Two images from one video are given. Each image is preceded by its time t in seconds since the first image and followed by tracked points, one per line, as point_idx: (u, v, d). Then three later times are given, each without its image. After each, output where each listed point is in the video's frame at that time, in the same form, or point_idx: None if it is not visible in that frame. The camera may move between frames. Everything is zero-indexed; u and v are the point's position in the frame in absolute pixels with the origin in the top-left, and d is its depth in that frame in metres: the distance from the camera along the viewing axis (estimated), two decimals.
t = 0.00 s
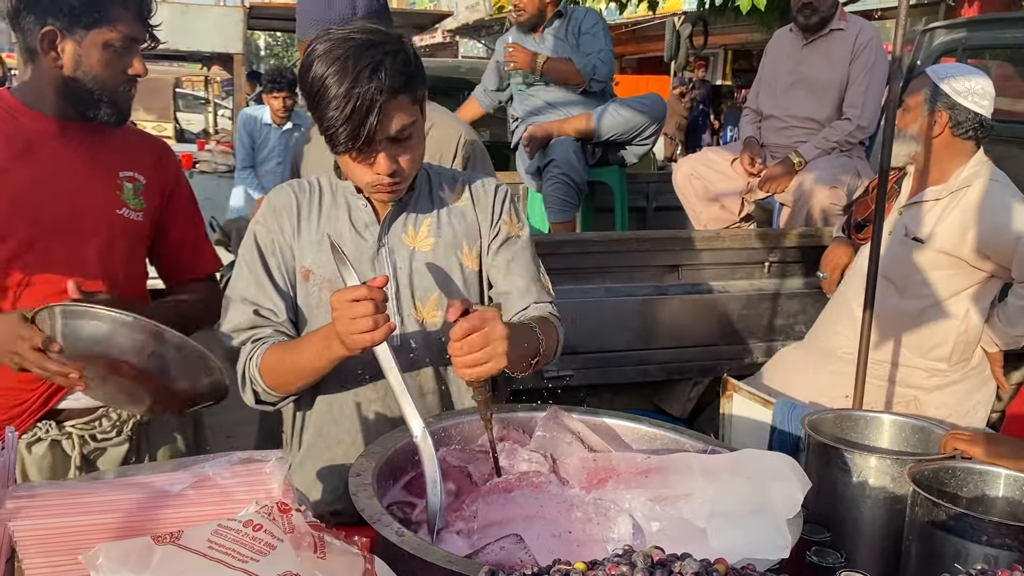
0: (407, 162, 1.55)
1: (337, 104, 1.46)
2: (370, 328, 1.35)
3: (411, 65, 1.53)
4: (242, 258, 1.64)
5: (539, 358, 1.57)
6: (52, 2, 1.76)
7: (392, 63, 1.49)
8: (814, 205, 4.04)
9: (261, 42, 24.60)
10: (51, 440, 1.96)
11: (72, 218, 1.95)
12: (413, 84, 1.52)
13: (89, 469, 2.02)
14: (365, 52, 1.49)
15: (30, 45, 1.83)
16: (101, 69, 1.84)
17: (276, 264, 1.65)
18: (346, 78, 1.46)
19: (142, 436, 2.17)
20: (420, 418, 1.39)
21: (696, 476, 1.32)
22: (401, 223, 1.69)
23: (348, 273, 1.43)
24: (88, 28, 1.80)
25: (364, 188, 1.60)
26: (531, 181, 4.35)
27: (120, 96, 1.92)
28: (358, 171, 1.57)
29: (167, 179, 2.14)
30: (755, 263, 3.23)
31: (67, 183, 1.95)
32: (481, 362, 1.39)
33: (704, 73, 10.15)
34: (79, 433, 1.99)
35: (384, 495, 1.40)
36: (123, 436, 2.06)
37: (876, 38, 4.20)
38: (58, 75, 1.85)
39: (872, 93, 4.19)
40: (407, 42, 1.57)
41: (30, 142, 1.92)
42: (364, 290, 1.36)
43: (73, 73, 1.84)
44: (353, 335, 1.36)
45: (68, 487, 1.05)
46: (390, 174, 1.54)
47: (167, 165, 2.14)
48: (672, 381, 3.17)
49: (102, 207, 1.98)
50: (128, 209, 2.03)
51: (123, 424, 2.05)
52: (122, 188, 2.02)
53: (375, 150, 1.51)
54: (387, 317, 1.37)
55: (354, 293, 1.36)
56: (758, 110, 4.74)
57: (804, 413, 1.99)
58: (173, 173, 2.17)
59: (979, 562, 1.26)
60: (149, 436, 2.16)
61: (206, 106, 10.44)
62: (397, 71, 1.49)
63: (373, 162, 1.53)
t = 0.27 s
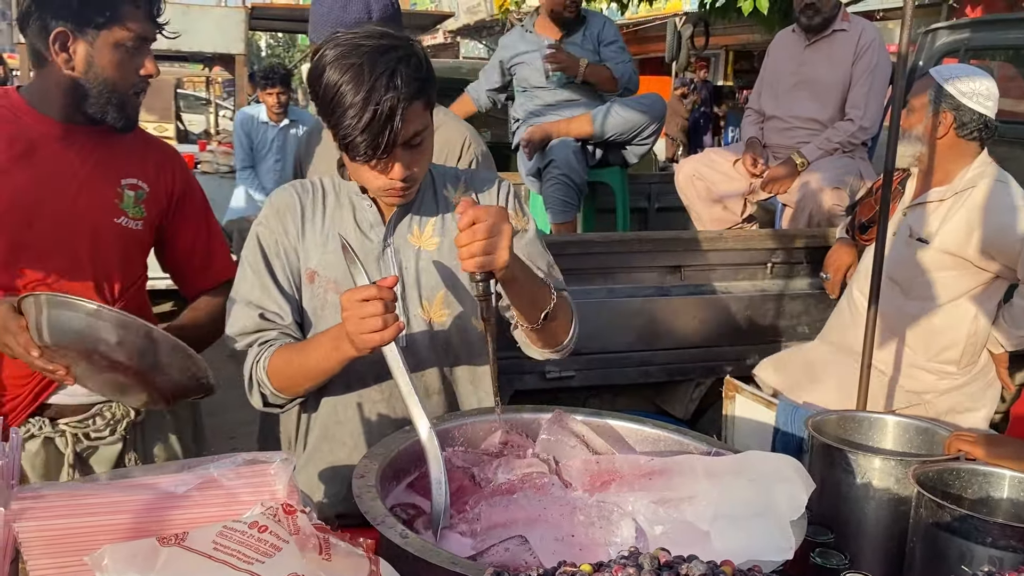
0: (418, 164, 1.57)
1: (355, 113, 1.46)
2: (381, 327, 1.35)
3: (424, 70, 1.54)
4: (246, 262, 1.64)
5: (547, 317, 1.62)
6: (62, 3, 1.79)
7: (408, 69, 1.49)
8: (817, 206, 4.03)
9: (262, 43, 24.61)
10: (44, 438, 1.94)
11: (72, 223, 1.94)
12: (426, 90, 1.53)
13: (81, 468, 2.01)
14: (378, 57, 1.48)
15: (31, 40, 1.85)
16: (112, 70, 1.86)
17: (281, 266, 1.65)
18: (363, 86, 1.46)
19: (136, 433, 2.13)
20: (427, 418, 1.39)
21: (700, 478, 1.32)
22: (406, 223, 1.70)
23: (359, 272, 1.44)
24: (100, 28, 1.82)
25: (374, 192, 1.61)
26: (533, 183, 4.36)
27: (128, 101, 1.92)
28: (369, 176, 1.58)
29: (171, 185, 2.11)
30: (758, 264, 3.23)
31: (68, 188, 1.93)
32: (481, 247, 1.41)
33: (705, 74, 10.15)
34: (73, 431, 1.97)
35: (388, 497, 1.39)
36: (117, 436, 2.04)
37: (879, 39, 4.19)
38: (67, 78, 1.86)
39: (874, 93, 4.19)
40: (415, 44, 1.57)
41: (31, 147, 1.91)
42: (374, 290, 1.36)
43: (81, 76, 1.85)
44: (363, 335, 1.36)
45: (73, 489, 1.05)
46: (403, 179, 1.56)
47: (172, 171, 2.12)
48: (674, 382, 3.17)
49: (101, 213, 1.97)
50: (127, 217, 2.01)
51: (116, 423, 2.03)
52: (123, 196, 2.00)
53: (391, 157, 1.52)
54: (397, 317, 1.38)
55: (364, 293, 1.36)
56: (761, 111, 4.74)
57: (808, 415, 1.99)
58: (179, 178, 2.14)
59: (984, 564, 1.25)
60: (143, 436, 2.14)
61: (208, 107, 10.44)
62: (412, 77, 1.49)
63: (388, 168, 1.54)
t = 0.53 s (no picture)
0: (427, 166, 1.57)
1: (363, 112, 1.46)
2: (380, 330, 1.35)
3: (433, 71, 1.54)
4: (250, 258, 1.64)
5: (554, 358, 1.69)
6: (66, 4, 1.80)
7: (418, 69, 1.50)
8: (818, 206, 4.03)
9: (263, 43, 24.63)
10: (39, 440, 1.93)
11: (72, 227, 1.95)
12: (435, 90, 1.53)
13: (73, 470, 2.01)
14: (388, 57, 1.48)
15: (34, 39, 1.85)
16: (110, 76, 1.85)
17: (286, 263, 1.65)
18: (371, 86, 1.46)
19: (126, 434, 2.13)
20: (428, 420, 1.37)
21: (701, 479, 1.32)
22: (416, 228, 1.69)
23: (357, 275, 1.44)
24: (103, 29, 1.82)
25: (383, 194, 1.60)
26: (535, 185, 4.36)
27: (131, 106, 1.91)
28: (377, 177, 1.57)
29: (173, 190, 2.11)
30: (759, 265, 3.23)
31: (69, 192, 1.94)
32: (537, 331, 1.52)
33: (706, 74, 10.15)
34: (65, 434, 1.95)
35: (389, 497, 1.39)
36: (108, 437, 2.04)
37: (881, 39, 4.19)
38: (69, 78, 1.87)
39: (876, 94, 4.18)
40: (423, 45, 1.58)
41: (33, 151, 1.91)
42: (375, 292, 1.36)
43: (82, 78, 1.85)
44: (362, 337, 1.36)
45: (75, 489, 1.05)
46: (412, 180, 1.55)
47: (176, 176, 2.12)
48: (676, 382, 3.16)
49: (101, 219, 1.97)
50: (128, 222, 2.01)
51: (107, 425, 2.03)
52: (125, 201, 2.00)
53: (399, 157, 1.52)
54: (396, 320, 1.37)
55: (364, 296, 1.36)
56: (762, 111, 4.73)
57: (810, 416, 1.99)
58: (183, 182, 2.14)
59: (987, 565, 1.25)
60: (134, 438, 2.14)
61: (208, 108, 10.44)
62: (421, 78, 1.50)
63: (397, 168, 1.53)
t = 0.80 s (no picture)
0: (468, 171, 1.58)
1: (421, 114, 1.47)
2: (384, 329, 1.35)
3: (488, 81, 1.57)
4: (263, 246, 1.63)
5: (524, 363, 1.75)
6: None
7: (477, 76, 1.52)
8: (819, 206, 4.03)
9: (263, 44, 24.65)
10: (63, 442, 1.94)
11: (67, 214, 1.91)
12: (489, 98, 1.56)
13: (103, 468, 2.01)
14: (450, 62, 1.50)
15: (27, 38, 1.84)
16: (83, 49, 1.82)
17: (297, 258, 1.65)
18: (432, 88, 1.47)
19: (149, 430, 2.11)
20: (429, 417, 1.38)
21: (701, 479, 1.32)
22: (434, 232, 1.71)
23: (362, 273, 1.44)
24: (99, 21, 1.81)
25: (420, 194, 1.60)
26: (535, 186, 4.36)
27: (109, 81, 1.88)
28: (419, 176, 1.58)
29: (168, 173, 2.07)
30: (759, 264, 3.23)
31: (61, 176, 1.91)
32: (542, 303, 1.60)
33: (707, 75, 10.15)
34: (92, 435, 1.97)
35: (389, 497, 1.39)
36: (135, 436, 2.04)
37: (882, 39, 4.18)
38: (43, 54, 1.83)
39: (877, 94, 4.18)
40: (476, 51, 1.60)
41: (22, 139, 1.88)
42: (377, 292, 1.36)
43: (63, 59, 1.82)
44: (366, 336, 1.36)
45: (74, 489, 1.05)
46: (456, 183, 1.56)
47: (169, 159, 2.08)
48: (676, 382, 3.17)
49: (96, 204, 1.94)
50: (123, 207, 1.97)
51: (134, 424, 2.03)
52: (119, 185, 1.97)
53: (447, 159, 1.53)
54: (400, 319, 1.37)
55: (368, 294, 1.36)
56: (763, 112, 4.73)
57: (810, 416, 1.99)
58: (178, 165, 2.10)
59: (986, 566, 1.25)
60: (159, 434, 2.14)
61: (208, 107, 10.44)
62: (479, 86, 1.52)
63: (443, 169, 1.54)
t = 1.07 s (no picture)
0: (489, 177, 1.59)
1: (452, 117, 1.48)
2: (387, 326, 1.35)
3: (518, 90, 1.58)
4: (275, 233, 1.64)
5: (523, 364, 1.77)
6: None
7: (510, 85, 1.53)
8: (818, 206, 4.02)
9: (264, 44, 24.67)
10: (82, 443, 1.95)
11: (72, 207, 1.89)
12: (518, 107, 1.56)
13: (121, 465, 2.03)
14: (483, 68, 1.51)
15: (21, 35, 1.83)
16: (74, 44, 1.82)
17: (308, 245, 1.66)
18: (463, 93, 1.48)
19: (166, 425, 2.11)
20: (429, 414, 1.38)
21: (699, 478, 1.32)
22: (445, 234, 1.71)
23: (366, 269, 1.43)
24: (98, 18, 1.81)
25: (439, 195, 1.61)
26: (536, 186, 4.36)
27: (101, 76, 1.88)
28: (441, 178, 1.58)
29: (165, 164, 2.08)
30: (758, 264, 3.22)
31: (63, 172, 1.89)
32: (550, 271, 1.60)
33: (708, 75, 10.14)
34: (110, 435, 1.98)
35: (386, 496, 1.39)
36: (151, 435, 2.05)
37: (882, 39, 4.17)
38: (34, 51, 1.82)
39: (877, 94, 4.18)
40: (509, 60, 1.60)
41: (22, 135, 1.86)
42: (383, 289, 1.35)
43: (56, 56, 1.81)
44: (368, 332, 1.36)
45: (70, 487, 1.05)
46: (477, 187, 1.56)
47: (165, 151, 2.08)
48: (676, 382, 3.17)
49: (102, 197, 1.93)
50: (128, 199, 1.97)
51: (150, 423, 2.04)
52: (122, 178, 1.96)
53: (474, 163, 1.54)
54: (403, 318, 1.37)
55: (372, 292, 1.36)
56: (763, 111, 4.73)
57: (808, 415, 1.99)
58: (173, 157, 2.10)
59: (984, 565, 1.25)
60: (173, 433, 2.14)
61: (208, 107, 10.44)
62: (509, 94, 1.52)
63: (466, 172, 1.54)
